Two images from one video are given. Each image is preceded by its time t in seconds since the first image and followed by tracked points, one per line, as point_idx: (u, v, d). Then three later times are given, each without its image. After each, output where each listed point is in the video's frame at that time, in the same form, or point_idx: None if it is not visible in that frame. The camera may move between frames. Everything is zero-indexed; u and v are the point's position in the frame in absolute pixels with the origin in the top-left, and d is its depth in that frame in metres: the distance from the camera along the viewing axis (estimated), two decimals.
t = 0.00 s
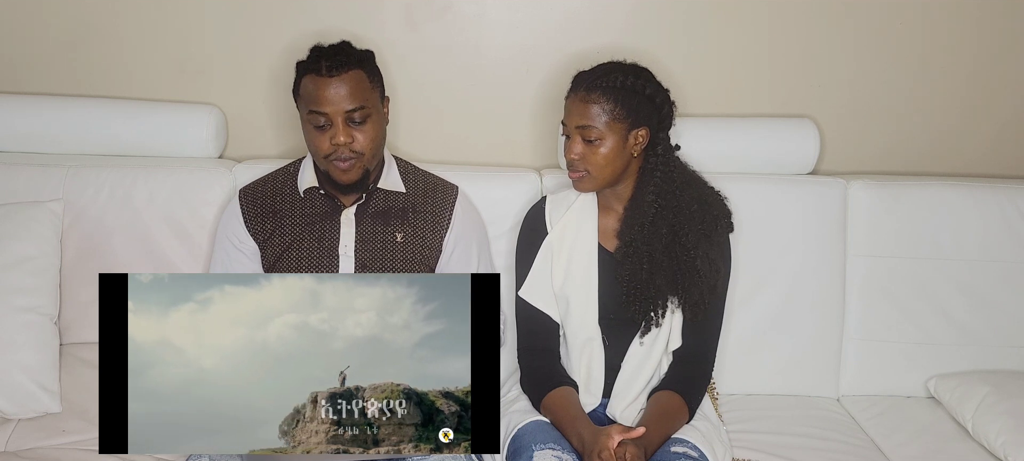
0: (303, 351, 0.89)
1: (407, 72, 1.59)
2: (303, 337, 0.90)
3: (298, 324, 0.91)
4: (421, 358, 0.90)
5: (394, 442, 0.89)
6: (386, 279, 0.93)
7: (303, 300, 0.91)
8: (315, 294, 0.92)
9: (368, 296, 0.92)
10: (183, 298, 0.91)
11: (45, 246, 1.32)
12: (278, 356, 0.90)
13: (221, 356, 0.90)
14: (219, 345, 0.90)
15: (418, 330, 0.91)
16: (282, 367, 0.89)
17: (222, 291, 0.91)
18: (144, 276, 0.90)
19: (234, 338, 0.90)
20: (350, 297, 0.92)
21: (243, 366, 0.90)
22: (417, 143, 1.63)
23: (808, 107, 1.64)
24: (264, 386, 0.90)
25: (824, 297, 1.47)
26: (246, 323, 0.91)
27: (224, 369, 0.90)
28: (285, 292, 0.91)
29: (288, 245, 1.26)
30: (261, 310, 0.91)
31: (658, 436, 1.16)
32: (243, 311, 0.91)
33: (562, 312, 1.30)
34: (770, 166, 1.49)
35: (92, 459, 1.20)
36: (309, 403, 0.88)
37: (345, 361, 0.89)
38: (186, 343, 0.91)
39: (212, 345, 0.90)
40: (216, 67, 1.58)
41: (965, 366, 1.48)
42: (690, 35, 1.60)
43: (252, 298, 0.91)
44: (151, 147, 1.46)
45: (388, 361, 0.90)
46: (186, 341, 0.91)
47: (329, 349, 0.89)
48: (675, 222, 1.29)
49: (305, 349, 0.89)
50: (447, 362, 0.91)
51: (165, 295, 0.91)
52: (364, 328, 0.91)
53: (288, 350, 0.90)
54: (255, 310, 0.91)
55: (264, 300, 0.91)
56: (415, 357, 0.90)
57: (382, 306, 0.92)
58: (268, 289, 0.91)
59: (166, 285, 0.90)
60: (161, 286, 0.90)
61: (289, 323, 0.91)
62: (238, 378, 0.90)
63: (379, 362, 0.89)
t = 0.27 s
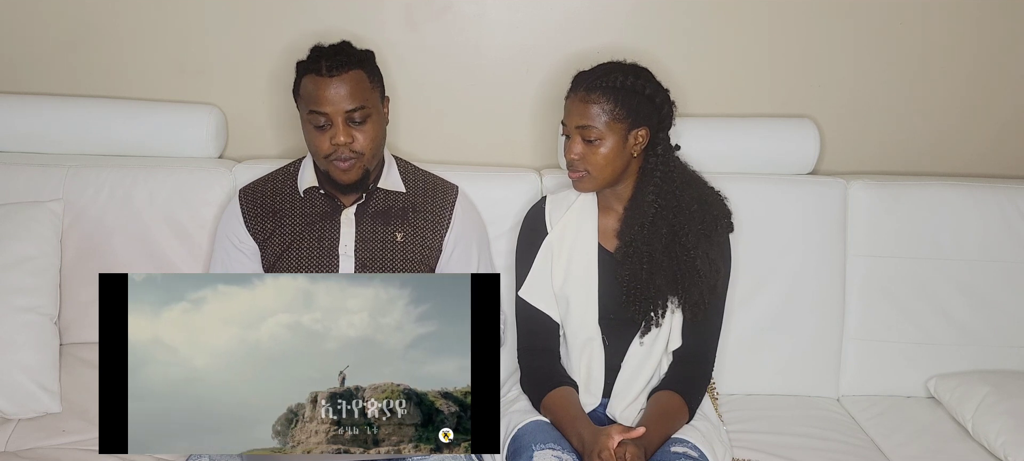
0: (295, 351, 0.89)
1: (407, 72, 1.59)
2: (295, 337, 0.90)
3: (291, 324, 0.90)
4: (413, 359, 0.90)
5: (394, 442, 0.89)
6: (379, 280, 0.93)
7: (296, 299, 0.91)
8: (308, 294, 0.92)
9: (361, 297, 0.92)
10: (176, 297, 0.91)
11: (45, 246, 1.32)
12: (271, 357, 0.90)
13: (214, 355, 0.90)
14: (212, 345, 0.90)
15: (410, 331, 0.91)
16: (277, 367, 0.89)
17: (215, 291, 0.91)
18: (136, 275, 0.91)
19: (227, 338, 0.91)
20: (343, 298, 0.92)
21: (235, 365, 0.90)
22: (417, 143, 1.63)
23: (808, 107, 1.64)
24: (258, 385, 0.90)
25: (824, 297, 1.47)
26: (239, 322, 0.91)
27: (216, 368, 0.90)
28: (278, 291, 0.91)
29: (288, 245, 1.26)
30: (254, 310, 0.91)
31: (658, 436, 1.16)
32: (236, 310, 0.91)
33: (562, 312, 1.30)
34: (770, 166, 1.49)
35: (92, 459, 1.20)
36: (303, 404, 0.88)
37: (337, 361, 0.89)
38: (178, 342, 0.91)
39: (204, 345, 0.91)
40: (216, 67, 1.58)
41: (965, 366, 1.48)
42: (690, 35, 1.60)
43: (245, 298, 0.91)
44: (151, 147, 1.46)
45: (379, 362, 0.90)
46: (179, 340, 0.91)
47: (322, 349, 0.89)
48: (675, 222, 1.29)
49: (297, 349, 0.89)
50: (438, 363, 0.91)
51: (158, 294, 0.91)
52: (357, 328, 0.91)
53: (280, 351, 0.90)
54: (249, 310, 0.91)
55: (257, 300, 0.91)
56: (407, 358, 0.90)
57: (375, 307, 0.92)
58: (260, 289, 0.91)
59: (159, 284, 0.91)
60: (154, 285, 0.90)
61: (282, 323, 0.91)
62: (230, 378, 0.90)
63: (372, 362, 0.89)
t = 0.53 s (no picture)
0: (288, 350, 0.89)
1: (407, 72, 1.59)
2: (288, 336, 0.90)
3: (284, 324, 0.91)
4: (406, 359, 0.90)
5: (394, 442, 0.89)
6: (372, 281, 0.93)
7: (290, 299, 0.92)
8: (301, 294, 0.92)
9: (354, 297, 0.92)
10: (169, 296, 0.91)
11: (45, 246, 1.32)
12: (263, 357, 0.90)
13: (206, 355, 0.90)
14: (203, 345, 0.90)
15: (403, 331, 0.91)
16: (269, 367, 0.89)
17: (208, 290, 0.91)
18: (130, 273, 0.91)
19: (219, 338, 0.90)
20: (336, 298, 0.92)
21: (226, 365, 0.90)
22: (417, 143, 1.63)
23: (808, 107, 1.64)
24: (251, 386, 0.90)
25: (824, 297, 1.47)
26: (232, 322, 0.91)
27: (208, 368, 0.90)
28: (271, 292, 0.92)
29: (288, 245, 1.26)
30: (246, 310, 0.91)
31: (658, 436, 1.16)
32: (229, 310, 0.91)
33: (562, 312, 1.30)
34: (770, 166, 1.49)
35: (92, 459, 1.20)
36: (297, 404, 0.88)
37: (330, 361, 0.89)
38: (171, 341, 0.91)
39: (196, 345, 0.91)
40: (216, 67, 1.58)
41: (965, 366, 1.48)
42: (690, 35, 1.60)
43: (239, 298, 0.91)
44: (150, 147, 1.46)
45: (372, 362, 0.89)
46: (171, 340, 0.91)
47: (315, 349, 0.89)
48: (675, 222, 1.29)
49: (290, 348, 0.90)
50: (431, 363, 0.91)
51: (151, 293, 0.91)
52: (350, 328, 0.91)
53: (272, 351, 0.90)
54: (242, 310, 0.91)
55: (250, 300, 0.91)
56: (400, 358, 0.90)
57: (368, 307, 0.92)
58: (254, 289, 0.92)
59: (152, 282, 0.91)
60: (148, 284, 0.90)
61: (276, 322, 0.91)
62: (222, 377, 0.90)
63: (364, 362, 0.89)
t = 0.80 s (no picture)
0: (280, 350, 0.90)
1: (407, 72, 1.59)
2: (279, 336, 0.90)
3: (276, 324, 0.91)
4: (398, 360, 0.90)
5: (394, 442, 0.89)
6: (365, 281, 0.93)
7: (282, 299, 0.92)
8: (294, 294, 0.92)
9: (347, 297, 0.92)
10: (161, 295, 0.91)
11: (45, 246, 1.32)
12: (255, 356, 0.90)
13: (197, 354, 0.90)
14: (195, 343, 0.90)
15: (396, 332, 0.91)
16: (262, 367, 0.89)
17: (201, 289, 0.92)
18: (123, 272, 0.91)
19: (210, 337, 0.91)
20: (328, 298, 0.92)
21: (218, 364, 0.90)
22: (416, 143, 1.63)
23: (808, 107, 1.64)
24: (245, 385, 0.90)
25: (824, 297, 1.47)
26: (224, 321, 0.91)
27: (199, 367, 0.90)
28: (263, 292, 0.92)
29: (288, 245, 1.26)
30: (239, 309, 0.92)
31: (658, 436, 1.16)
32: (221, 309, 0.92)
33: (562, 312, 1.30)
34: (770, 166, 1.49)
35: (92, 459, 1.20)
36: (290, 403, 0.89)
37: (322, 361, 0.89)
38: (162, 340, 0.91)
39: (187, 343, 0.91)
40: (216, 67, 1.58)
41: (965, 366, 1.48)
42: (690, 36, 1.60)
43: (231, 297, 0.92)
44: (150, 147, 1.46)
45: (363, 362, 0.89)
46: (163, 339, 0.91)
47: (307, 350, 0.89)
48: (675, 222, 1.29)
49: (281, 348, 0.90)
50: (423, 363, 0.91)
51: (143, 292, 0.91)
52: (343, 328, 0.91)
53: (263, 350, 0.90)
54: (234, 309, 0.92)
55: (243, 299, 0.92)
56: (392, 359, 0.90)
57: (361, 308, 0.92)
58: (247, 288, 0.92)
59: (144, 281, 0.91)
60: (140, 282, 0.91)
61: (267, 322, 0.91)
62: (215, 374, 0.90)
63: (356, 363, 0.89)
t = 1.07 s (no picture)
0: (272, 349, 0.90)
1: (407, 72, 1.59)
2: (272, 336, 0.91)
3: (269, 323, 0.91)
4: (391, 361, 0.90)
5: (394, 442, 0.89)
6: (358, 281, 0.94)
7: (275, 299, 0.92)
8: (287, 294, 0.92)
9: (339, 297, 0.93)
10: (153, 294, 0.92)
11: (45, 246, 1.32)
12: (248, 356, 0.90)
13: (190, 353, 0.91)
14: (188, 343, 0.91)
15: (388, 332, 0.91)
16: (255, 366, 0.90)
17: (193, 288, 0.92)
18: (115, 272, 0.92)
19: (203, 336, 0.91)
20: (321, 298, 0.93)
21: (211, 362, 0.91)
22: (416, 143, 1.63)
23: (808, 107, 1.64)
24: (240, 383, 0.90)
25: (824, 297, 1.47)
26: (217, 320, 0.92)
27: (192, 366, 0.91)
28: (256, 291, 0.93)
29: (288, 246, 1.26)
30: (231, 308, 0.92)
31: (658, 436, 1.16)
32: (214, 308, 0.92)
33: (562, 312, 1.30)
34: (770, 166, 1.49)
35: (92, 459, 1.20)
36: (284, 403, 0.89)
37: (314, 361, 0.89)
38: (154, 339, 0.91)
39: (179, 342, 0.91)
40: (216, 67, 1.58)
41: (965, 366, 1.48)
42: (690, 36, 1.60)
43: (224, 296, 0.93)
44: (150, 147, 1.46)
45: (354, 362, 0.90)
46: (155, 338, 0.91)
47: (300, 349, 0.90)
48: (675, 222, 1.29)
49: (274, 347, 0.90)
50: (414, 364, 0.91)
51: (136, 292, 0.92)
52: (335, 328, 0.91)
53: (256, 350, 0.90)
54: (226, 308, 0.92)
55: (235, 298, 0.93)
56: (384, 360, 0.90)
57: (353, 308, 0.92)
58: (239, 288, 0.93)
59: (136, 280, 0.91)
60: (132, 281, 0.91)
61: (260, 321, 0.92)
62: (207, 372, 0.91)
63: (348, 363, 0.90)
